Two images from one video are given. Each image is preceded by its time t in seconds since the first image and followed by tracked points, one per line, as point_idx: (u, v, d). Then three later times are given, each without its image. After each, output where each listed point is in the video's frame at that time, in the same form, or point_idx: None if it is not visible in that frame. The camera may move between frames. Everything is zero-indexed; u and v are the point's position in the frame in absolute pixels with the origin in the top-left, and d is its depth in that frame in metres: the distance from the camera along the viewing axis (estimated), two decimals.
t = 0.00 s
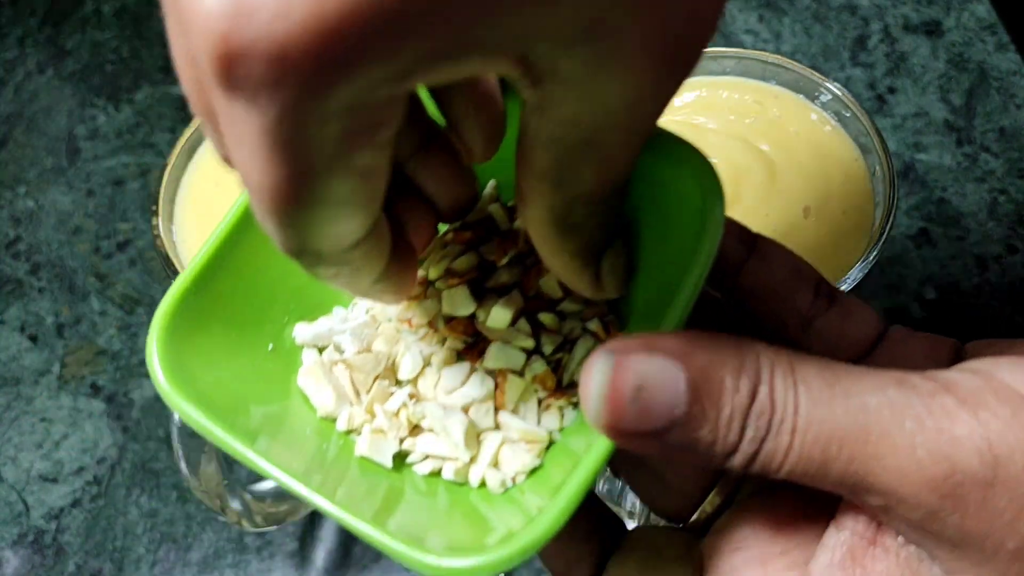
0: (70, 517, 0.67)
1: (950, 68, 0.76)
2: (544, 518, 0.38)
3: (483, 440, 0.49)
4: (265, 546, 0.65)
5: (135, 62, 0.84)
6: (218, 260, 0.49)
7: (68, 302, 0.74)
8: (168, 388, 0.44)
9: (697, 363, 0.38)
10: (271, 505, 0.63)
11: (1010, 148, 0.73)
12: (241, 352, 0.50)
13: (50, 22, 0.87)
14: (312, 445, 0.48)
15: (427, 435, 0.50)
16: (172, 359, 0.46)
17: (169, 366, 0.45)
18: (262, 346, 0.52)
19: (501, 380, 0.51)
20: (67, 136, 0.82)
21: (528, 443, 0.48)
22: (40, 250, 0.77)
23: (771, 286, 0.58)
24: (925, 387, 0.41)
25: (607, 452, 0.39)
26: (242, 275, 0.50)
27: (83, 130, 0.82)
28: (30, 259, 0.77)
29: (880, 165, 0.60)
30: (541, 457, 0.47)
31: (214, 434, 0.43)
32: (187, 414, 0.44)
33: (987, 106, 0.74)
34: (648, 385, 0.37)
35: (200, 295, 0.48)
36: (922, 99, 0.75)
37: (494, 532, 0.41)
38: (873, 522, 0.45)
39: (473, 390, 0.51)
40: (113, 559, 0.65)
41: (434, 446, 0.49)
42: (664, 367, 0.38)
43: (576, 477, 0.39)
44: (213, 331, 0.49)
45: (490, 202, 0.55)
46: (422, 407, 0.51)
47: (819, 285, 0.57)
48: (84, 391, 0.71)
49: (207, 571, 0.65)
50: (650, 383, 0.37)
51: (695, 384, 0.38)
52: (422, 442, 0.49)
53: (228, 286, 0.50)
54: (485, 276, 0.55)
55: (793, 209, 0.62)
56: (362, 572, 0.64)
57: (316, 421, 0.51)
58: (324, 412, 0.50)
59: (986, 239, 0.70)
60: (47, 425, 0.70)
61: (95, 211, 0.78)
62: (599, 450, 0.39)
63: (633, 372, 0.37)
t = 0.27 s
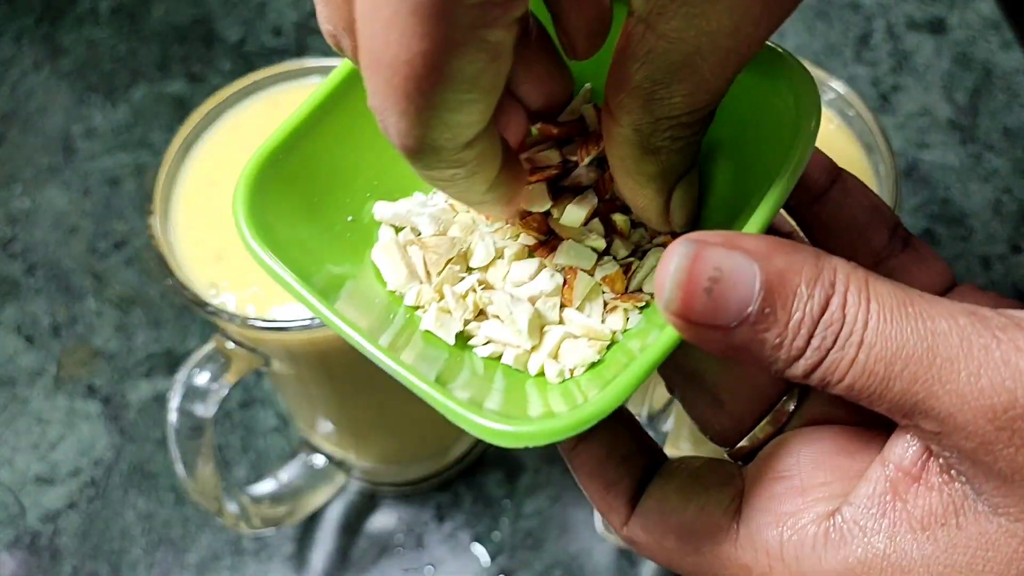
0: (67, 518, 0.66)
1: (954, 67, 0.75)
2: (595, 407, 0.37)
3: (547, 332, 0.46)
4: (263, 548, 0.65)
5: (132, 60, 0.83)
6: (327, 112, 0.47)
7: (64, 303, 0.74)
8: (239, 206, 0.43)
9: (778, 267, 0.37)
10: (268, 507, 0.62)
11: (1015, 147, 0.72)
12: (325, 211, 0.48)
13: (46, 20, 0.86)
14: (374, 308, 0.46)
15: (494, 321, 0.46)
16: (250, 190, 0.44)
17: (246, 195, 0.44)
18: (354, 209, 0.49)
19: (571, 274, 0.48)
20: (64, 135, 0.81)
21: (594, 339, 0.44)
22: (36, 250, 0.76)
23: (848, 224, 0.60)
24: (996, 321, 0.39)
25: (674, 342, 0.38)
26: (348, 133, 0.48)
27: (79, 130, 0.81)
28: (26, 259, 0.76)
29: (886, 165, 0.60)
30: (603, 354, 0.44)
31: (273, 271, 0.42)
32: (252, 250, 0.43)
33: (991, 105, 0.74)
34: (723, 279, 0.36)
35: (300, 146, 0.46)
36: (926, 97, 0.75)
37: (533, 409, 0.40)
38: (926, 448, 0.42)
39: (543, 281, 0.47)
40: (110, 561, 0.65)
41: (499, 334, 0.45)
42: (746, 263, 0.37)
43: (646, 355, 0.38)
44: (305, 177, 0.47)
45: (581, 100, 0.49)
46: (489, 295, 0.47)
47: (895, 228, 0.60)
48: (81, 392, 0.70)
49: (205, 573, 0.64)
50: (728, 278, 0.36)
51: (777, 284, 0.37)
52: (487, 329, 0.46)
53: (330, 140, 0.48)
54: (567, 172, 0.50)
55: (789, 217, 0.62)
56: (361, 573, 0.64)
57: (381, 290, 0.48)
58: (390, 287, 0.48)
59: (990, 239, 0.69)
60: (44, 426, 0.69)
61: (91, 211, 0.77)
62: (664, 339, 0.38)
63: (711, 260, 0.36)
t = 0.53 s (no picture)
0: (68, 518, 0.66)
1: (954, 67, 0.75)
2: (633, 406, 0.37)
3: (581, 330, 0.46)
4: (263, 548, 0.65)
5: (132, 60, 0.83)
6: (363, 101, 0.48)
7: (64, 303, 0.74)
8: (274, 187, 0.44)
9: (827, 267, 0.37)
10: (268, 507, 0.62)
11: (1015, 147, 0.72)
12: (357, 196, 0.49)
13: (45, 21, 0.86)
14: (404, 296, 0.47)
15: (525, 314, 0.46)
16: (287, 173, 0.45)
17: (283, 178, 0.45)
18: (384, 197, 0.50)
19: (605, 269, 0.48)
20: (63, 135, 0.81)
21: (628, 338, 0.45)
22: (36, 250, 0.76)
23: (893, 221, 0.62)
24: None
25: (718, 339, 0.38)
26: (382, 120, 0.49)
27: (79, 129, 0.81)
28: (25, 259, 0.76)
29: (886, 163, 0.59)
30: (637, 352, 0.44)
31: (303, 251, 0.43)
32: (289, 239, 0.43)
33: (991, 105, 0.74)
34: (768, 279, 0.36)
35: (337, 133, 0.47)
36: (926, 97, 0.75)
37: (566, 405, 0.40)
38: (970, 452, 0.42)
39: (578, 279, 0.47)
40: (110, 561, 0.65)
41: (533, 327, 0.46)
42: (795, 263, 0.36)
43: (684, 357, 0.38)
44: (338, 162, 0.48)
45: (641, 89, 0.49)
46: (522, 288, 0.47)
47: (936, 229, 0.62)
48: (81, 392, 0.70)
49: (205, 573, 0.64)
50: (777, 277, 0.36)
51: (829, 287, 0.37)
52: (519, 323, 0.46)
53: (365, 129, 0.49)
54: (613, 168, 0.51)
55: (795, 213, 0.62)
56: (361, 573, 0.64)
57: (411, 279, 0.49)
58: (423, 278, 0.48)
59: (990, 240, 0.69)
60: (44, 426, 0.69)
61: (91, 211, 0.77)
62: (707, 338, 0.38)
63: (760, 258, 0.36)
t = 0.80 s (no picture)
0: (68, 519, 0.66)
1: (954, 67, 0.75)
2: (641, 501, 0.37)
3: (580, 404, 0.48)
4: (263, 548, 0.65)
5: (132, 61, 0.83)
6: (328, 179, 0.49)
7: (64, 303, 0.74)
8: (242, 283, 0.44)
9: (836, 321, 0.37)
10: (267, 507, 0.62)
11: (1015, 147, 0.72)
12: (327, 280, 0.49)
13: (45, 20, 0.86)
14: (385, 383, 0.47)
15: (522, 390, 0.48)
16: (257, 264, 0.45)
17: (252, 272, 0.45)
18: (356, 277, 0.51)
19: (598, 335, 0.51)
20: (63, 135, 0.81)
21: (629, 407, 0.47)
22: (36, 250, 0.76)
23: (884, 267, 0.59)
24: None
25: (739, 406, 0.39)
26: (360, 186, 0.51)
27: (79, 129, 0.81)
28: (25, 259, 0.76)
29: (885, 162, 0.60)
30: (642, 422, 0.46)
31: (275, 346, 0.43)
32: (259, 339, 0.43)
33: (991, 105, 0.74)
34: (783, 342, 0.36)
35: (303, 222, 0.48)
36: (926, 97, 0.75)
37: (577, 500, 0.40)
38: (999, 504, 0.43)
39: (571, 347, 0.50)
40: (110, 561, 0.65)
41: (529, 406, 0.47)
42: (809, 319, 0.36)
43: (703, 431, 0.39)
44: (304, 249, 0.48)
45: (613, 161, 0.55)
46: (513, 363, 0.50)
47: (934, 272, 0.59)
48: (81, 392, 0.70)
49: (205, 573, 0.64)
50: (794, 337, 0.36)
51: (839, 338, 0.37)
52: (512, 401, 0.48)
53: (332, 208, 0.49)
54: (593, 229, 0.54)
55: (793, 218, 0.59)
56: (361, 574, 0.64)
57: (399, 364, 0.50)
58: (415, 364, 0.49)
59: (990, 240, 0.69)
60: (44, 426, 0.69)
61: (91, 211, 0.77)
62: (722, 411, 0.39)
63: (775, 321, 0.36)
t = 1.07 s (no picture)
0: (68, 519, 0.66)
1: (955, 66, 0.75)
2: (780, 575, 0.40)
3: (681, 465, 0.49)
4: (263, 548, 0.65)
5: (132, 61, 0.83)
6: (478, 250, 0.50)
7: (64, 303, 0.74)
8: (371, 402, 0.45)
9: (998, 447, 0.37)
10: (267, 507, 0.63)
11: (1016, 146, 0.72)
12: (459, 345, 0.50)
13: (45, 21, 0.86)
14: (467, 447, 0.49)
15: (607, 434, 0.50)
16: (388, 390, 0.46)
17: (386, 387, 0.46)
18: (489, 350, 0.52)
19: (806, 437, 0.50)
20: (63, 135, 0.81)
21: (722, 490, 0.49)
22: (36, 250, 0.76)
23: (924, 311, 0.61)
24: None
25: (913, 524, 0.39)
26: (488, 279, 0.51)
27: (79, 129, 0.81)
28: (25, 260, 0.76)
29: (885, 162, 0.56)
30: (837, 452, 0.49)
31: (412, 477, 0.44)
32: (383, 454, 0.45)
33: (992, 104, 0.73)
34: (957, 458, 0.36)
35: (441, 330, 0.48)
36: (927, 96, 0.74)
37: None
38: None
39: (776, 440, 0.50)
40: (110, 561, 0.65)
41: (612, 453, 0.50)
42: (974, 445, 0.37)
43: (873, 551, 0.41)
44: (451, 335, 0.49)
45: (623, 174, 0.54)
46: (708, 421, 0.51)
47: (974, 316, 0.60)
48: (81, 392, 0.70)
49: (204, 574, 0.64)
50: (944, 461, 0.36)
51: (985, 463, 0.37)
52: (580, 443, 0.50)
53: (465, 296, 0.50)
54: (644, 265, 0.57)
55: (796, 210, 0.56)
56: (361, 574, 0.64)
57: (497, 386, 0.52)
58: (557, 377, 0.53)
59: (991, 239, 0.69)
60: (44, 427, 0.69)
61: (90, 210, 0.77)
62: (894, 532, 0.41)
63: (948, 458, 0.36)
